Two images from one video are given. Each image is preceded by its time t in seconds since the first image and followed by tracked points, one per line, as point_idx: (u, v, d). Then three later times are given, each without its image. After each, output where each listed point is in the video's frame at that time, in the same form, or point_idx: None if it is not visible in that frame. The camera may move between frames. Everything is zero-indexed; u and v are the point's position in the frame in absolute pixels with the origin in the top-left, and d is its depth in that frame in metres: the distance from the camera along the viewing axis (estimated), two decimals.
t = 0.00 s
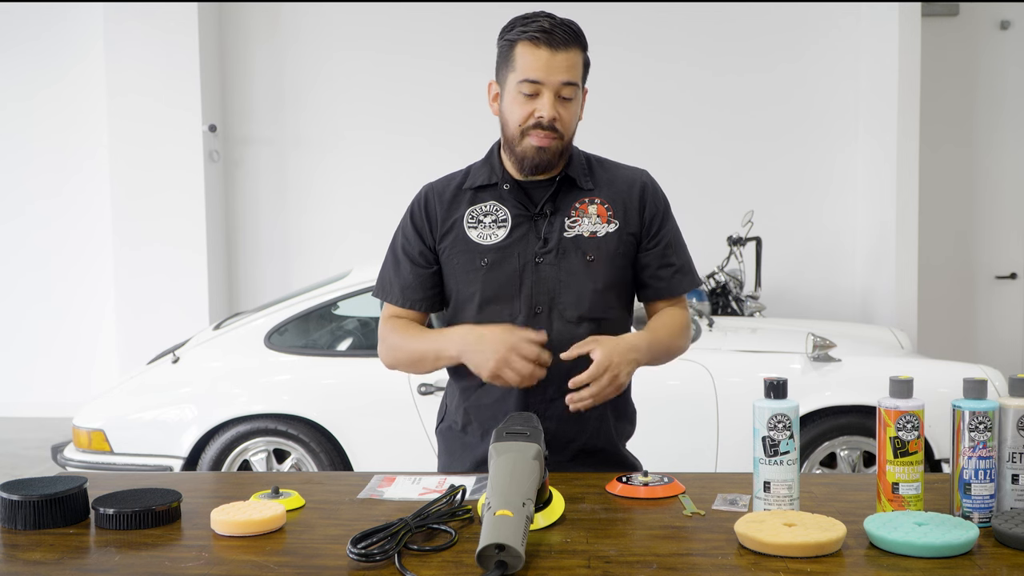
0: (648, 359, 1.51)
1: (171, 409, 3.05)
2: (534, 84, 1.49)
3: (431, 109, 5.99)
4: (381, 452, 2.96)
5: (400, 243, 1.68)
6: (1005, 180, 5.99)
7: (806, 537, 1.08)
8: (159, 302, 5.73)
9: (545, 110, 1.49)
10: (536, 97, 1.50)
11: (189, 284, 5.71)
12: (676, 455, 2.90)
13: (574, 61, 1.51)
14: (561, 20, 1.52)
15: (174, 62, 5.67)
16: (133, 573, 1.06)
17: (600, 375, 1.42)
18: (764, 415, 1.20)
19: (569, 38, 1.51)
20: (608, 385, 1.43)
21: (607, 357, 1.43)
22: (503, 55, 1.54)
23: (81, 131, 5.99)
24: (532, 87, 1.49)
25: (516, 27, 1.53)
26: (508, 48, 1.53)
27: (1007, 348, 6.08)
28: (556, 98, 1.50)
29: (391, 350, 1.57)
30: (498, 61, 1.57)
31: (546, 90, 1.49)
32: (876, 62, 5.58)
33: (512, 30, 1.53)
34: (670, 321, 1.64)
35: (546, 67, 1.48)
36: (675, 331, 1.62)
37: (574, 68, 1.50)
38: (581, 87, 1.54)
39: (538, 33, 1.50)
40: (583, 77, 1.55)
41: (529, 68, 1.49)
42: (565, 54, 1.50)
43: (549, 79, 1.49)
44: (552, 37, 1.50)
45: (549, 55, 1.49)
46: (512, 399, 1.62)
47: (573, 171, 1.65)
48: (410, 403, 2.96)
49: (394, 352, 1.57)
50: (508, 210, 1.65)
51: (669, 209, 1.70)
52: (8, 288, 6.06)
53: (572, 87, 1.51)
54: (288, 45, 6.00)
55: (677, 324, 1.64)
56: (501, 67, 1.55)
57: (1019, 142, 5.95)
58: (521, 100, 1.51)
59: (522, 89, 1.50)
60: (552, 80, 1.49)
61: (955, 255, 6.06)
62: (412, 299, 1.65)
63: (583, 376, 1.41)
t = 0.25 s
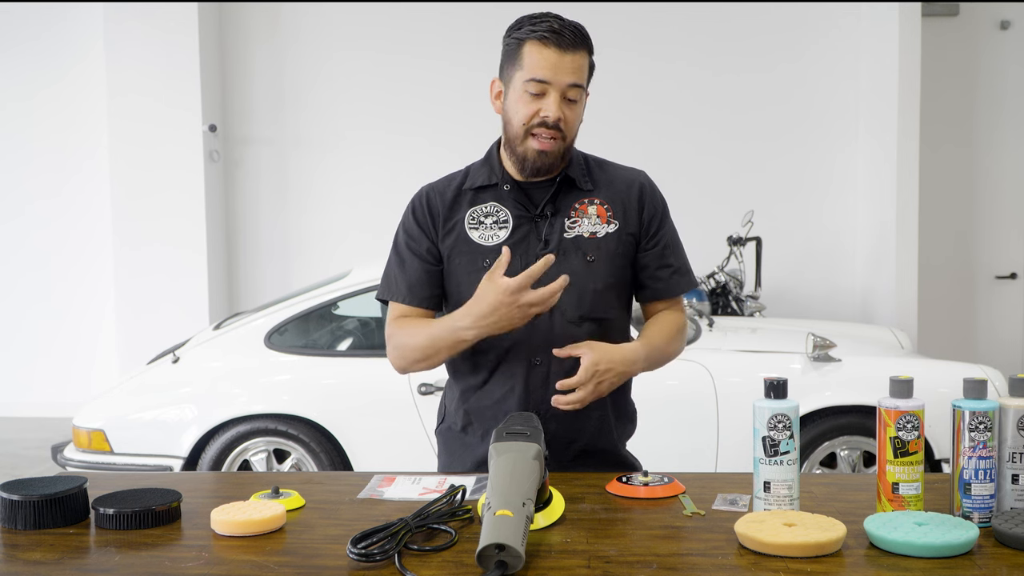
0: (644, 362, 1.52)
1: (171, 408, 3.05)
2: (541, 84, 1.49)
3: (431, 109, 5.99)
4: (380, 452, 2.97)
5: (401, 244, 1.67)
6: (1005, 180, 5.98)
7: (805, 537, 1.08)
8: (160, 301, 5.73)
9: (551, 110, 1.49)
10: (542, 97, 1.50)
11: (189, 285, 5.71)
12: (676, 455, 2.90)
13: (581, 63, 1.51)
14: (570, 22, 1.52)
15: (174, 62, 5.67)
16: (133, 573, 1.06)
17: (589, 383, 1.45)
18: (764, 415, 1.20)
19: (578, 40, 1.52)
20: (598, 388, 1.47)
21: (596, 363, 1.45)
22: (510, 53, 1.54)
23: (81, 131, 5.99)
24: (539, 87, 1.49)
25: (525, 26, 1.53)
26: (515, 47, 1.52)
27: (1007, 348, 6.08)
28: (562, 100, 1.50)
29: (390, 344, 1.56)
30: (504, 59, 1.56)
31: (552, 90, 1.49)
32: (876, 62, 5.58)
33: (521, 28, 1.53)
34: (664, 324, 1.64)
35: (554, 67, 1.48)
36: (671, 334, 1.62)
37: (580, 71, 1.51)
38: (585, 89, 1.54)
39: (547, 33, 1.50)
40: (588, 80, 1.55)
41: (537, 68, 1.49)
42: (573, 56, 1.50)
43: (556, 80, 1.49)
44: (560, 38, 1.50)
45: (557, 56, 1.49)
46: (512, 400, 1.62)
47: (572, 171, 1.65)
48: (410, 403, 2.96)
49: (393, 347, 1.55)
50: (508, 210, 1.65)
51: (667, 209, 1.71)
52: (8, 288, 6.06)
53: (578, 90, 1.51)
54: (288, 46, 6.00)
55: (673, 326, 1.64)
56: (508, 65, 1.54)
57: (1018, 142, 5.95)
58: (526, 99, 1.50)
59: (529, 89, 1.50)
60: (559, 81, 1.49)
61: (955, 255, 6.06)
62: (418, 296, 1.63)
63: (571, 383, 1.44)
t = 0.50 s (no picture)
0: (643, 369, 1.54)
1: (171, 408, 3.05)
2: (540, 67, 1.50)
3: (431, 109, 5.99)
4: (380, 451, 2.97)
5: (405, 243, 1.65)
6: (1005, 180, 5.98)
7: (805, 537, 1.08)
8: (160, 301, 5.73)
9: (552, 93, 1.49)
10: (542, 81, 1.50)
11: (189, 285, 5.72)
12: (675, 455, 2.89)
13: (579, 49, 1.53)
14: (564, 12, 1.54)
15: (174, 62, 5.67)
16: (132, 573, 1.06)
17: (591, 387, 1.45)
18: (764, 416, 1.20)
19: (574, 26, 1.53)
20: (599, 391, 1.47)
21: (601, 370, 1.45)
22: (507, 46, 1.54)
23: (81, 131, 5.99)
24: (538, 71, 1.50)
25: (520, 19, 1.54)
26: (512, 39, 1.53)
27: (1007, 348, 6.08)
28: (562, 83, 1.51)
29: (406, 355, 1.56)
30: (501, 53, 1.57)
31: (552, 74, 1.49)
32: (877, 62, 5.58)
33: (516, 21, 1.54)
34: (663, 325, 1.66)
35: (553, 51, 1.49)
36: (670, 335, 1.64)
37: (578, 56, 1.52)
38: (585, 76, 1.55)
39: (544, 21, 1.51)
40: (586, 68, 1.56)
41: (535, 53, 1.50)
42: (570, 42, 1.51)
43: (555, 63, 1.50)
44: (557, 25, 1.51)
45: (555, 40, 1.50)
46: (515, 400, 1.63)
47: (576, 171, 1.65)
48: (410, 402, 2.97)
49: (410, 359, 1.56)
50: (513, 209, 1.64)
51: (668, 210, 1.72)
52: (8, 288, 6.06)
53: (577, 74, 1.52)
54: (288, 45, 6.00)
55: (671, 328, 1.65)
56: (505, 57, 1.54)
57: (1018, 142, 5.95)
58: (527, 84, 1.50)
59: (529, 73, 1.50)
60: (557, 64, 1.50)
61: (955, 255, 6.06)
62: (433, 296, 1.61)
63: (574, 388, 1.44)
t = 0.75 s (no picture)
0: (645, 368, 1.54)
1: (171, 408, 3.05)
2: (542, 71, 1.49)
3: (431, 109, 5.99)
4: (380, 451, 2.97)
5: (403, 243, 1.64)
6: (1005, 180, 5.98)
7: (805, 537, 1.08)
8: (160, 300, 5.73)
9: (554, 97, 1.49)
10: (544, 85, 1.50)
11: (189, 285, 5.72)
12: (676, 455, 2.89)
13: (581, 51, 1.52)
14: (565, 13, 1.54)
15: (174, 62, 5.67)
16: (132, 573, 1.06)
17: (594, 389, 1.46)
18: (764, 416, 1.20)
19: (575, 28, 1.53)
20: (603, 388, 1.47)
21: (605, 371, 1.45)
22: (507, 47, 1.54)
23: (81, 131, 5.99)
24: (540, 74, 1.49)
25: (520, 20, 1.53)
26: (513, 40, 1.53)
27: (1006, 348, 6.08)
28: (564, 86, 1.50)
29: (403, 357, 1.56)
30: (501, 54, 1.57)
31: (554, 78, 1.49)
32: (877, 62, 5.58)
33: (516, 23, 1.54)
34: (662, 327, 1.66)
35: (554, 54, 1.49)
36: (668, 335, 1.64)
37: (580, 58, 1.51)
38: (586, 78, 1.55)
39: (545, 23, 1.51)
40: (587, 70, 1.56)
41: (537, 56, 1.49)
42: (572, 44, 1.51)
43: (557, 67, 1.49)
44: (558, 27, 1.51)
45: (557, 43, 1.49)
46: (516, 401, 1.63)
47: (576, 171, 1.65)
48: (410, 402, 2.96)
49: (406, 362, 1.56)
50: (513, 210, 1.64)
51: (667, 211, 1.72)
52: (8, 288, 6.06)
53: (579, 77, 1.52)
54: (288, 45, 6.00)
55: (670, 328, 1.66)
56: (506, 59, 1.54)
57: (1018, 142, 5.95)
58: (529, 87, 1.50)
59: (530, 77, 1.50)
60: (559, 67, 1.49)
61: (955, 255, 6.05)
62: (430, 299, 1.61)
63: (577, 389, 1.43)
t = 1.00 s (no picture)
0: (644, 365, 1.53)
1: (171, 408, 3.05)
2: (540, 73, 1.49)
3: (431, 109, 5.99)
4: (380, 451, 2.97)
5: (400, 245, 1.65)
6: (1005, 180, 5.98)
7: (805, 537, 1.08)
8: (159, 300, 5.73)
9: (552, 99, 1.49)
10: (542, 87, 1.50)
11: (189, 285, 5.71)
12: (675, 455, 2.89)
13: (577, 52, 1.53)
14: (561, 14, 1.54)
15: (174, 62, 5.67)
16: (133, 573, 1.06)
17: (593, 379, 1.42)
18: (764, 415, 1.20)
19: (571, 29, 1.53)
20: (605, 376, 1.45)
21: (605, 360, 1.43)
22: (504, 49, 1.54)
23: (81, 131, 5.99)
24: (537, 76, 1.50)
25: (517, 22, 1.54)
26: (510, 42, 1.53)
27: (1006, 348, 6.08)
28: (562, 88, 1.51)
29: (393, 355, 1.57)
30: (498, 56, 1.57)
31: (552, 79, 1.50)
32: (877, 62, 5.58)
33: (512, 25, 1.54)
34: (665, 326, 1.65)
35: (552, 56, 1.49)
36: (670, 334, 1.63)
37: (578, 59, 1.52)
38: (583, 79, 1.55)
39: (541, 24, 1.51)
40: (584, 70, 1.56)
41: (534, 58, 1.50)
42: (569, 45, 1.51)
43: (554, 69, 1.50)
44: (555, 28, 1.51)
45: (554, 45, 1.50)
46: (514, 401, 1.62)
47: (574, 171, 1.65)
48: (410, 402, 2.96)
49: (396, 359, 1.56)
50: (510, 211, 1.64)
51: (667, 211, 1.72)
52: (8, 288, 6.06)
53: (577, 78, 1.52)
54: (288, 45, 6.00)
55: (671, 326, 1.66)
56: (503, 61, 1.55)
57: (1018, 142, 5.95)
58: (527, 89, 1.50)
59: (528, 78, 1.50)
60: (557, 69, 1.49)
61: (955, 255, 6.05)
62: (422, 301, 1.62)
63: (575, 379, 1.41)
